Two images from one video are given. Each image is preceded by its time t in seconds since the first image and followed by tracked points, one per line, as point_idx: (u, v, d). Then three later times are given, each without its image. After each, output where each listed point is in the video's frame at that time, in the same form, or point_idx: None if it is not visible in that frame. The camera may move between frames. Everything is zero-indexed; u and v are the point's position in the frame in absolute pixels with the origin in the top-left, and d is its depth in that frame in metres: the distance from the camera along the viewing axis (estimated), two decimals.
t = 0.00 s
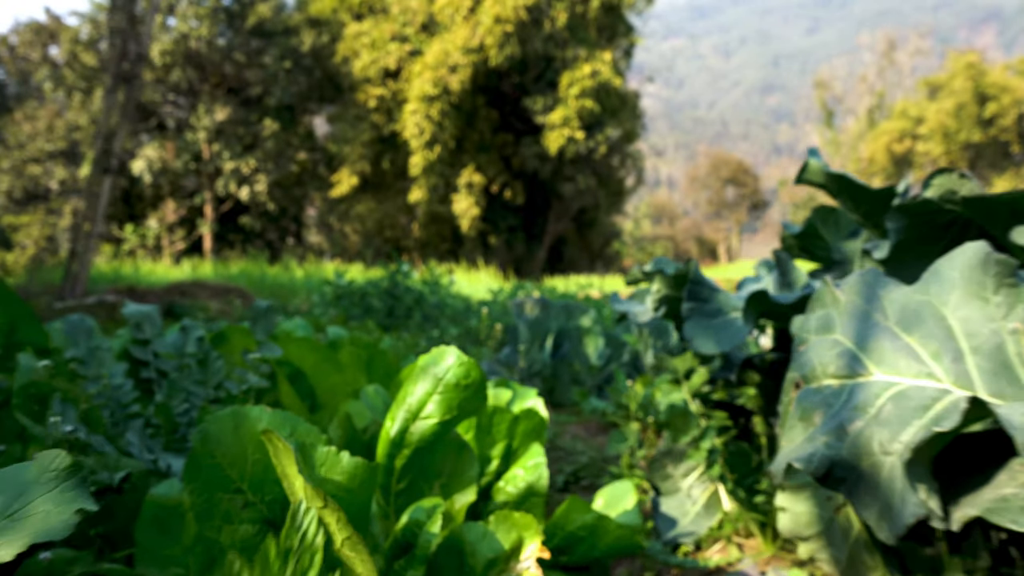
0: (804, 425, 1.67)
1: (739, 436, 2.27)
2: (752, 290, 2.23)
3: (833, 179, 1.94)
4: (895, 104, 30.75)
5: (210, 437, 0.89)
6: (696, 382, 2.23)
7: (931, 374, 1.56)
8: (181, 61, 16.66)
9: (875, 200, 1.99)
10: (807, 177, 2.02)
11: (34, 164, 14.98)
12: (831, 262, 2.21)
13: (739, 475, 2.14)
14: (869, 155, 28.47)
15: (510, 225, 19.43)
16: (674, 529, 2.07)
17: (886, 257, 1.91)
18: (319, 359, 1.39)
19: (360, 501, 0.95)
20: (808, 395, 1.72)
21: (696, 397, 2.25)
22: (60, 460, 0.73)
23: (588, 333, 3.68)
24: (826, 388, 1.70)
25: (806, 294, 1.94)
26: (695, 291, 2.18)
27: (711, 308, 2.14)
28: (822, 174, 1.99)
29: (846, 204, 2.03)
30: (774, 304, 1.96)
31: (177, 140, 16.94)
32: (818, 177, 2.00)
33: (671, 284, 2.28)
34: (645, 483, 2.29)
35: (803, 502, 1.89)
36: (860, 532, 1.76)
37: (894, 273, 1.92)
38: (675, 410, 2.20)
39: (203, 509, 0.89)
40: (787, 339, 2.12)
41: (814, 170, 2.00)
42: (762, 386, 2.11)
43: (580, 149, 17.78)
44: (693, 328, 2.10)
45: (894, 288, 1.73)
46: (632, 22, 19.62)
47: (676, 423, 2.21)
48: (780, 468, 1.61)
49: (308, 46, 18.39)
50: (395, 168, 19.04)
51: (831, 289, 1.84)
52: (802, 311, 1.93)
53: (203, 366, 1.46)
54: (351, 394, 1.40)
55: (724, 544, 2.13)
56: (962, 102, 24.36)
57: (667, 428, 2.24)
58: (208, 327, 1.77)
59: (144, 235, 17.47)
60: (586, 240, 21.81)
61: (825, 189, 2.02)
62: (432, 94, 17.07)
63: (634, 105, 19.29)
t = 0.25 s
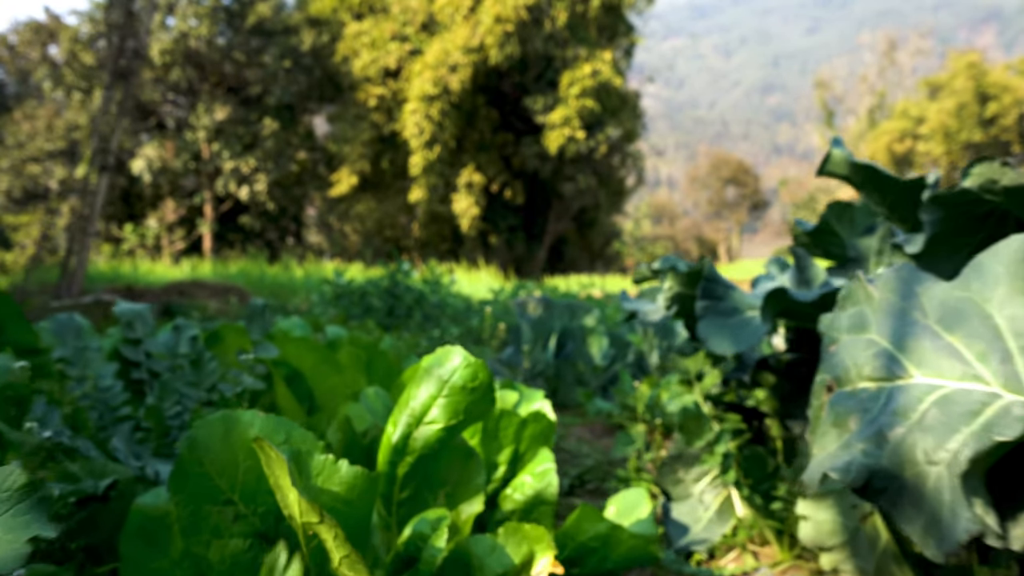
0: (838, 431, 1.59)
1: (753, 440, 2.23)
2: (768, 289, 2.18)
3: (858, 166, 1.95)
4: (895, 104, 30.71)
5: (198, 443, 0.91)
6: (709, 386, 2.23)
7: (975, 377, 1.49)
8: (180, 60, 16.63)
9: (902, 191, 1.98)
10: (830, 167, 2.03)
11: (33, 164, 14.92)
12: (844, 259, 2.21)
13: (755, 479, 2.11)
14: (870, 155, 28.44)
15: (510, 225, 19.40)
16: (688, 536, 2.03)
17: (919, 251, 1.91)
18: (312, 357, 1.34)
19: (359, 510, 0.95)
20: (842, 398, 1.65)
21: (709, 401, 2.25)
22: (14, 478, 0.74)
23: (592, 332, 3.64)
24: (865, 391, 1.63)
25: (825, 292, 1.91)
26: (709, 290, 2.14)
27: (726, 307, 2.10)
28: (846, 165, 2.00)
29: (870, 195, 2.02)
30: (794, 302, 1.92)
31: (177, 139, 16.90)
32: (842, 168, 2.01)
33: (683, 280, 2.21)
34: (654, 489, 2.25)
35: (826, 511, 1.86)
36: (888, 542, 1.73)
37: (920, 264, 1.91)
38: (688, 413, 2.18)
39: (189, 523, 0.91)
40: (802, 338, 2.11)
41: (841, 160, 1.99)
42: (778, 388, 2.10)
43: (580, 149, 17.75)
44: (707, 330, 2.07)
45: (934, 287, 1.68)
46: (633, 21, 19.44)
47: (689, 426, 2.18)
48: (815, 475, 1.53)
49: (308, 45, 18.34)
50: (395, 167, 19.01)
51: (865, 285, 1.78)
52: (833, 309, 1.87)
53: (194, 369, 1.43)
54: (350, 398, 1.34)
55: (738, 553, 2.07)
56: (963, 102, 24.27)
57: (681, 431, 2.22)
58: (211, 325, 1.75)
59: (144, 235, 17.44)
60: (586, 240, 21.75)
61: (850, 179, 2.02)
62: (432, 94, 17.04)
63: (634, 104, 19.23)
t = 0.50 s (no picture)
0: (887, 445, 1.29)
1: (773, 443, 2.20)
2: (788, 287, 2.07)
3: (888, 155, 1.69)
4: (896, 104, 30.65)
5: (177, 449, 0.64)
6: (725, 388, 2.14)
7: None
8: (179, 60, 16.56)
9: (941, 181, 1.71)
10: (860, 157, 1.78)
11: (32, 163, 14.84)
12: (864, 256, 2.09)
13: (774, 487, 2.05)
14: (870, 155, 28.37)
15: (510, 225, 19.33)
16: (702, 549, 2.04)
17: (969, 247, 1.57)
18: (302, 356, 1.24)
19: (359, 536, 0.68)
20: (892, 407, 1.33)
21: (726, 404, 2.15)
22: None
23: (596, 333, 3.58)
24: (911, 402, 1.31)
25: (853, 289, 1.77)
26: (727, 287, 2.04)
27: (743, 308, 2.00)
28: (877, 153, 1.74)
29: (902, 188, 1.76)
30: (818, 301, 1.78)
31: (176, 139, 16.83)
32: (872, 157, 1.75)
33: (699, 278, 2.13)
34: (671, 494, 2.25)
35: (856, 527, 1.79)
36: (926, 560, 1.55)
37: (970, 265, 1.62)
38: (704, 418, 2.10)
39: (165, 547, 0.66)
40: (823, 338, 1.97)
41: (870, 147, 1.74)
42: (798, 392, 1.98)
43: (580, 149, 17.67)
44: (727, 330, 1.97)
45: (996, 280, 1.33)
46: (632, 20, 19.65)
47: (706, 432, 2.11)
48: (865, 497, 1.25)
49: (307, 44, 18.24)
50: (395, 167, 18.93)
51: (910, 280, 1.44)
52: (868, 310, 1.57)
53: (182, 371, 1.27)
54: (348, 400, 1.23)
55: (758, 563, 2.15)
56: (964, 102, 24.24)
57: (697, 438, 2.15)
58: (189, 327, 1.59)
59: (143, 234, 17.40)
60: (586, 240, 21.69)
61: (880, 169, 1.76)
62: (432, 94, 16.95)
63: (635, 104, 19.16)
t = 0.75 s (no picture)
0: (929, 451, 1.39)
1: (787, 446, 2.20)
2: (803, 283, 2.04)
3: (922, 146, 1.85)
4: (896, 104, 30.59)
5: (156, 459, 0.59)
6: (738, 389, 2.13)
7: None
8: (179, 59, 16.50)
9: (969, 170, 1.88)
10: (886, 146, 1.91)
11: (31, 163, 14.79)
12: (878, 252, 2.10)
13: (790, 493, 2.05)
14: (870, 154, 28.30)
15: (510, 224, 19.29)
16: (719, 559, 2.05)
17: (1004, 234, 1.77)
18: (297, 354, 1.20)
19: (353, 553, 0.62)
20: (935, 412, 1.41)
21: (738, 405, 2.15)
22: None
23: (599, 332, 3.53)
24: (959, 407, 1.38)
25: (875, 286, 1.77)
26: (741, 285, 2.00)
27: (760, 303, 1.96)
28: (905, 141, 1.88)
29: (924, 175, 1.92)
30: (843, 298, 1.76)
31: (175, 138, 16.79)
32: (900, 146, 1.89)
33: (712, 275, 2.07)
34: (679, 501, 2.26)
35: (881, 536, 1.89)
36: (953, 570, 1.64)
37: (1006, 247, 1.79)
38: (719, 421, 2.08)
39: (143, 566, 0.61)
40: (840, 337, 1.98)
41: (901, 138, 1.88)
42: (814, 394, 2.01)
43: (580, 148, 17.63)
44: (742, 328, 1.93)
45: None
46: (633, 19, 19.71)
47: (722, 436, 2.08)
48: (912, 507, 1.36)
49: (307, 43, 18.18)
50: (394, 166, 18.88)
51: (952, 275, 1.45)
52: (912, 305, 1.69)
53: (171, 372, 1.25)
54: (346, 403, 1.18)
55: (774, 572, 2.14)
56: (964, 101, 24.17)
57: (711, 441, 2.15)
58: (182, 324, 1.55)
59: (142, 234, 17.36)
60: (586, 240, 21.64)
61: (909, 159, 1.91)
62: (432, 93, 16.89)
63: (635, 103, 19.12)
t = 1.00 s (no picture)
0: (982, 462, 1.16)
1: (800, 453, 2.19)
2: (821, 281, 1.97)
3: (953, 132, 1.71)
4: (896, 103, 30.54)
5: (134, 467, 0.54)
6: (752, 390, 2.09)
7: None
8: (178, 58, 16.46)
9: (1009, 160, 1.71)
10: (914, 134, 1.80)
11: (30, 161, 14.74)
12: (894, 248, 2.06)
13: (807, 500, 2.00)
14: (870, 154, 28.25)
15: (510, 223, 19.23)
16: (731, 565, 2.02)
17: None
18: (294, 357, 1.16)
19: (349, 574, 0.57)
20: (986, 419, 1.18)
21: (751, 408, 2.11)
22: None
23: (602, 331, 3.49)
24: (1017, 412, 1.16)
25: (899, 284, 1.65)
26: (759, 283, 1.91)
27: (778, 302, 1.89)
28: (936, 129, 1.76)
29: (963, 166, 1.77)
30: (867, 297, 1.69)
31: (174, 137, 16.73)
32: (928, 135, 1.78)
33: (726, 271, 1.98)
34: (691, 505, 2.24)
35: (909, 547, 1.73)
36: None
37: None
38: (735, 423, 2.02)
39: None
40: (859, 337, 1.90)
41: (928, 125, 1.76)
42: (831, 396, 1.97)
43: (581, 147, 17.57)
44: (759, 328, 1.85)
45: None
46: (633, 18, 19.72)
47: (737, 440, 2.03)
48: (968, 527, 1.11)
49: (307, 42, 18.12)
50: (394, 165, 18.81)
51: (998, 269, 1.26)
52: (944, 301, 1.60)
53: (159, 373, 1.18)
54: (345, 406, 1.14)
55: None
56: (965, 101, 24.15)
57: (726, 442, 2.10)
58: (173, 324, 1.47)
59: (141, 233, 17.32)
60: (586, 239, 21.58)
61: (938, 147, 1.78)
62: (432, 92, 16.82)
63: (635, 102, 19.07)
